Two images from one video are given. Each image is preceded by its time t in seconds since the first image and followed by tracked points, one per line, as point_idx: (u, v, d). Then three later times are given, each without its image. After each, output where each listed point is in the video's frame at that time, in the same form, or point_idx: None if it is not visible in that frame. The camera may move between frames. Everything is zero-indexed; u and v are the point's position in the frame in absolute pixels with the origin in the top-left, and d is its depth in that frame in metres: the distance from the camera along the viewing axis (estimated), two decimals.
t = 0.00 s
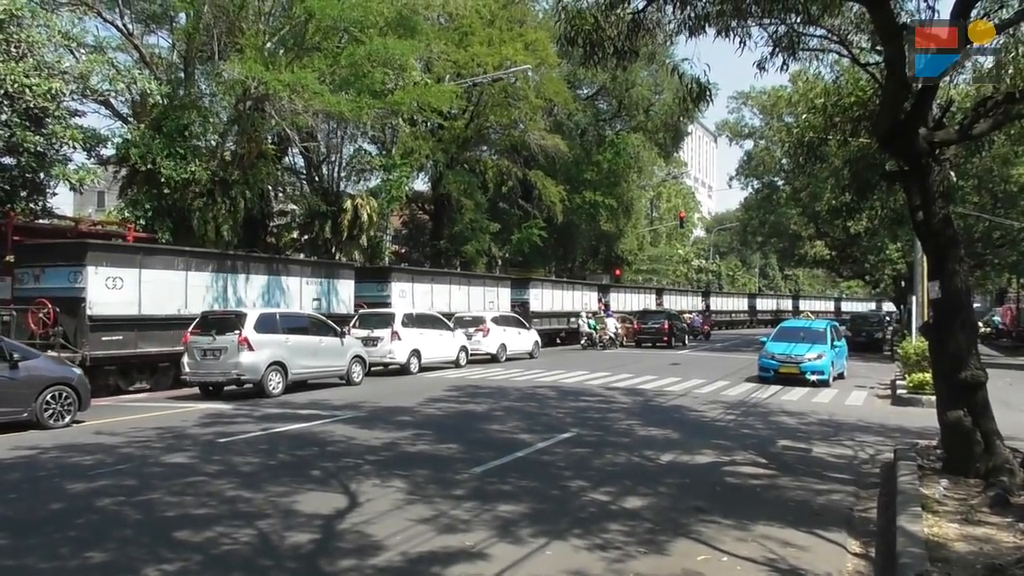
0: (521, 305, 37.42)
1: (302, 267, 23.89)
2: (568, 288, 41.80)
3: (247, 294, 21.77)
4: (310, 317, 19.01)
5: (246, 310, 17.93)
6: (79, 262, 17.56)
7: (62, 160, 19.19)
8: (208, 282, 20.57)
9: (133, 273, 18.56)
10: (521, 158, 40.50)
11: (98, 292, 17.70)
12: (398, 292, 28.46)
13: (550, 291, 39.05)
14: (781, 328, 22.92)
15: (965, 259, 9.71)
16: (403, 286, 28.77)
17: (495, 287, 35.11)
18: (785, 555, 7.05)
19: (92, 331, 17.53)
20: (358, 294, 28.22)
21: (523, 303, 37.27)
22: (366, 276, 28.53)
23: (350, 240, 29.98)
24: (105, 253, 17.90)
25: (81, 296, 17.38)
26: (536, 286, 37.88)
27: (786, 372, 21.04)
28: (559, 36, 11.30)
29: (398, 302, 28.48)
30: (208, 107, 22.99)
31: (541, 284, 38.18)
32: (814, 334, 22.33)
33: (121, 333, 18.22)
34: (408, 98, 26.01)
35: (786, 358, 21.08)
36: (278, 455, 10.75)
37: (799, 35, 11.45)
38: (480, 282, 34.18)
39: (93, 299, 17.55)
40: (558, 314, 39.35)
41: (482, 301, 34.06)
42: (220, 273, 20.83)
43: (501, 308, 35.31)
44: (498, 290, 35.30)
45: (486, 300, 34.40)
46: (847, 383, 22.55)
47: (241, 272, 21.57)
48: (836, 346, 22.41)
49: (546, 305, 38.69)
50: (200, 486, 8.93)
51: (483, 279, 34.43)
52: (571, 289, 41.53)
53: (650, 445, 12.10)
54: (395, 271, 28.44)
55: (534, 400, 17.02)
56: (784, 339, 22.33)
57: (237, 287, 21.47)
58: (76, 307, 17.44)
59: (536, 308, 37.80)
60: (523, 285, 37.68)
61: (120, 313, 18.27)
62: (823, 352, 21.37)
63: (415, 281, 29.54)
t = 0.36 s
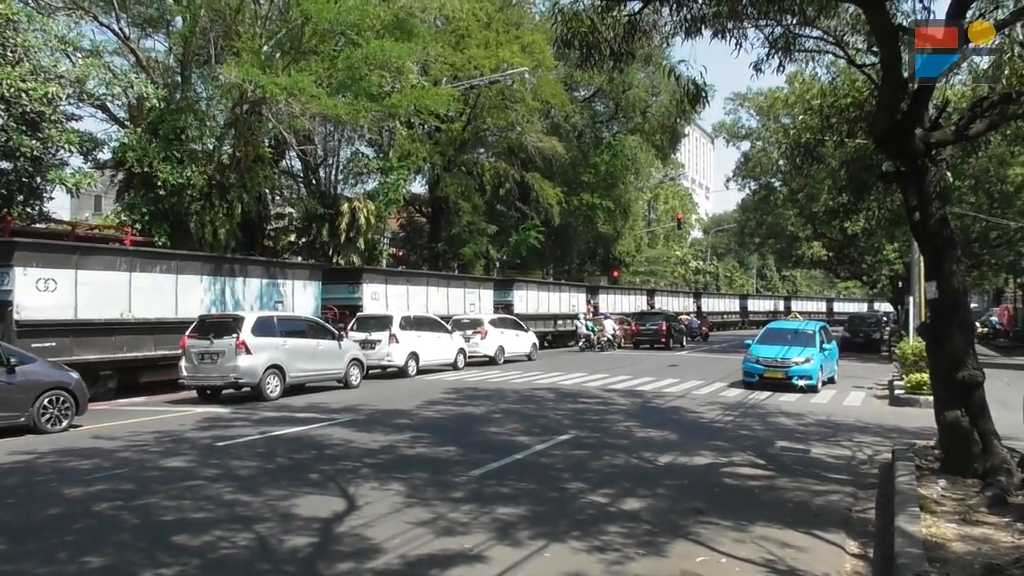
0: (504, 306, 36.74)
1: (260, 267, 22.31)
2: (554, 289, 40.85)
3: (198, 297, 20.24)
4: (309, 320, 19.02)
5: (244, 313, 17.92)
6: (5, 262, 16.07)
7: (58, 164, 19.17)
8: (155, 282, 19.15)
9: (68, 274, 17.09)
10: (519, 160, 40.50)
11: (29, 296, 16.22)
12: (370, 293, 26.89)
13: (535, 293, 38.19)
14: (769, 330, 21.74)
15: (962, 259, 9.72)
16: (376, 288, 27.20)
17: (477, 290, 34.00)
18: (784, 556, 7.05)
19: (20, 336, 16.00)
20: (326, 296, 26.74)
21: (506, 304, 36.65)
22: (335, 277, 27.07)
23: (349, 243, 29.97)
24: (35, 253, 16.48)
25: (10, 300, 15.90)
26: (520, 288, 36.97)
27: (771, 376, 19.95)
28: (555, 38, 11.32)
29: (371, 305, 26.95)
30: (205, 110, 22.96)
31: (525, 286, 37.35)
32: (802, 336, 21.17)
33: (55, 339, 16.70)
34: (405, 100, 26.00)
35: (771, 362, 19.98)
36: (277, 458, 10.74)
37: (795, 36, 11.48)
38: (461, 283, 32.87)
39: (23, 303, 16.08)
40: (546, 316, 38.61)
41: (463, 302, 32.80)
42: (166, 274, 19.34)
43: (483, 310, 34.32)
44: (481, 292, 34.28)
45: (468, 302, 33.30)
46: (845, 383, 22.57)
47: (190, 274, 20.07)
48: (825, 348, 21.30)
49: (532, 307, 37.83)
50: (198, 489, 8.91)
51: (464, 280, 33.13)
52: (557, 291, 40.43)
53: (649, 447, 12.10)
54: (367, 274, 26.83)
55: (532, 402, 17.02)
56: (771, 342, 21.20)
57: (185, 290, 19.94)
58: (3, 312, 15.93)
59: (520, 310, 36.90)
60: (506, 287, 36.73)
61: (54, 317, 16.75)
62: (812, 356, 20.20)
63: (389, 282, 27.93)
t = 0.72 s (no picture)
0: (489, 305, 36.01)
1: (216, 263, 20.82)
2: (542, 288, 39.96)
3: (146, 295, 18.81)
4: (309, 319, 19.01)
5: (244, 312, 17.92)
6: None
7: (58, 162, 19.15)
8: (95, 277, 17.68)
9: None
10: (520, 159, 40.48)
11: None
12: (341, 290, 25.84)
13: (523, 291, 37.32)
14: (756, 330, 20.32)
15: (962, 259, 9.71)
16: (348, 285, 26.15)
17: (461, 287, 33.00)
18: (784, 555, 7.05)
19: None
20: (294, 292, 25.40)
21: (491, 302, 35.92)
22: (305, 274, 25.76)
23: (349, 242, 30.15)
24: None
25: None
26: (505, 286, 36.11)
27: (755, 380, 18.60)
28: (556, 37, 11.32)
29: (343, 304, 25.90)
30: (206, 109, 22.96)
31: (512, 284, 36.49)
32: (790, 337, 19.74)
33: None
34: (406, 99, 25.97)
35: (754, 365, 18.67)
36: (277, 456, 10.74)
37: (795, 35, 11.47)
38: (441, 281, 31.73)
39: None
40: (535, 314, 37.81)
41: (443, 301, 31.65)
42: (109, 269, 17.92)
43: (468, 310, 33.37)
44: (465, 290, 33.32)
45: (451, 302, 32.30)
46: (845, 383, 22.56)
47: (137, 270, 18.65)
48: (815, 350, 19.87)
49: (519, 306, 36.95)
50: (198, 488, 8.91)
51: (445, 279, 32.00)
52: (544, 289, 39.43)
53: (648, 446, 12.10)
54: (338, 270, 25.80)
55: (532, 401, 17.02)
56: (756, 343, 19.79)
57: (131, 287, 18.51)
58: None
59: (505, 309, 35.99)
60: (491, 286, 35.95)
61: None
62: (800, 359, 18.81)
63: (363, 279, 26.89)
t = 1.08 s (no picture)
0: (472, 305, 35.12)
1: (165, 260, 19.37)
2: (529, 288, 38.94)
3: (85, 294, 17.39)
4: (308, 319, 19.01)
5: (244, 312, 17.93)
6: None
7: (57, 162, 19.15)
8: (27, 275, 16.34)
9: None
10: (519, 159, 40.47)
11: None
12: (309, 287, 24.46)
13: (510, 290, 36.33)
14: (738, 331, 18.59)
15: (962, 259, 9.71)
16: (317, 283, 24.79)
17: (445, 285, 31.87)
18: (783, 555, 7.05)
19: None
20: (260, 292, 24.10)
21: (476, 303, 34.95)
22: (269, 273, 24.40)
23: (350, 242, 30.06)
24: None
25: None
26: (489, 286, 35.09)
27: (735, 386, 16.95)
28: (556, 37, 11.32)
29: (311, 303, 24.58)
30: (205, 109, 22.98)
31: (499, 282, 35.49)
32: (774, 340, 18.00)
33: None
34: (406, 98, 25.95)
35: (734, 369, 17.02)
36: (276, 456, 10.74)
37: (795, 34, 11.46)
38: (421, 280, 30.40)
39: None
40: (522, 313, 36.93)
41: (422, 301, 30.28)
42: (41, 266, 16.55)
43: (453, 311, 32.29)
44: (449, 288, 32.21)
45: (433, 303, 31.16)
46: (844, 383, 22.57)
47: (74, 266, 17.23)
48: (802, 353, 18.21)
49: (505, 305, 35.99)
50: (197, 488, 8.91)
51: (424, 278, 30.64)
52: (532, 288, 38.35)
53: (648, 446, 12.10)
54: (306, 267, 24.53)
55: (532, 401, 17.03)
56: (737, 345, 18.09)
57: (68, 285, 17.11)
58: None
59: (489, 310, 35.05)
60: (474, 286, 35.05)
61: None
62: (784, 363, 17.12)
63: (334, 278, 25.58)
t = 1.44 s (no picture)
0: (453, 307, 33.88)
1: (110, 259, 17.91)
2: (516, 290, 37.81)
3: (16, 296, 15.97)
4: (309, 321, 19.01)
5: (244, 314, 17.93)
6: None
7: (57, 163, 19.16)
8: None
9: None
10: (519, 162, 40.48)
11: None
12: (272, 289, 22.83)
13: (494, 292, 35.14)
14: (713, 335, 16.68)
15: (962, 262, 9.71)
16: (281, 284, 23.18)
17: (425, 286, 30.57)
18: (784, 558, 7.04)
19: None
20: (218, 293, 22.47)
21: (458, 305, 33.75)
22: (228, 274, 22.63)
23: (350, 245, 30.18)
24: None
25: None
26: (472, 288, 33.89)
27: (707, 398, 15.10)
28: (556, 40, 11.34)
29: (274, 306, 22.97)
30: (206, 111, 22.97)
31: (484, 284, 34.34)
32: (753, 345, 16.10)
33: None
34: (407, 101, 25.93)
35: (706, 378, 15.14)
36: (277, 459, 10.74)
37: (795, 38, 11.48)
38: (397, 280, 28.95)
39: None
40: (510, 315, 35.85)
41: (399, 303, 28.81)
42: None
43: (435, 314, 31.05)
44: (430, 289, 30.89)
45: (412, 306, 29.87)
46: (844, 386, 22.56)
47: (4, 265, 15.82)
48: (784, 359, 16.34)
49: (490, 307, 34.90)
50: (197, 490, 8.91)
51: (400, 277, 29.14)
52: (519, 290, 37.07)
53: (648, 448, 12.09)
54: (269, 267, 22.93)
55: (532, 404, 17.03)
56: (713, 351, 16.18)
57: None
58: None
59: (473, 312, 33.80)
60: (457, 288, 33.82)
61: None
62: (763, 371, 15.24)
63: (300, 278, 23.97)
